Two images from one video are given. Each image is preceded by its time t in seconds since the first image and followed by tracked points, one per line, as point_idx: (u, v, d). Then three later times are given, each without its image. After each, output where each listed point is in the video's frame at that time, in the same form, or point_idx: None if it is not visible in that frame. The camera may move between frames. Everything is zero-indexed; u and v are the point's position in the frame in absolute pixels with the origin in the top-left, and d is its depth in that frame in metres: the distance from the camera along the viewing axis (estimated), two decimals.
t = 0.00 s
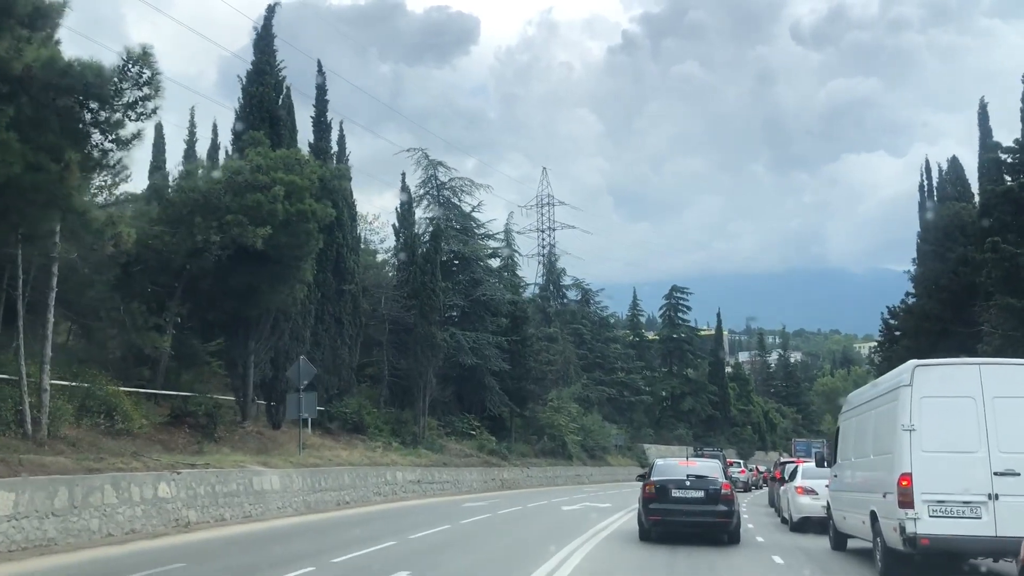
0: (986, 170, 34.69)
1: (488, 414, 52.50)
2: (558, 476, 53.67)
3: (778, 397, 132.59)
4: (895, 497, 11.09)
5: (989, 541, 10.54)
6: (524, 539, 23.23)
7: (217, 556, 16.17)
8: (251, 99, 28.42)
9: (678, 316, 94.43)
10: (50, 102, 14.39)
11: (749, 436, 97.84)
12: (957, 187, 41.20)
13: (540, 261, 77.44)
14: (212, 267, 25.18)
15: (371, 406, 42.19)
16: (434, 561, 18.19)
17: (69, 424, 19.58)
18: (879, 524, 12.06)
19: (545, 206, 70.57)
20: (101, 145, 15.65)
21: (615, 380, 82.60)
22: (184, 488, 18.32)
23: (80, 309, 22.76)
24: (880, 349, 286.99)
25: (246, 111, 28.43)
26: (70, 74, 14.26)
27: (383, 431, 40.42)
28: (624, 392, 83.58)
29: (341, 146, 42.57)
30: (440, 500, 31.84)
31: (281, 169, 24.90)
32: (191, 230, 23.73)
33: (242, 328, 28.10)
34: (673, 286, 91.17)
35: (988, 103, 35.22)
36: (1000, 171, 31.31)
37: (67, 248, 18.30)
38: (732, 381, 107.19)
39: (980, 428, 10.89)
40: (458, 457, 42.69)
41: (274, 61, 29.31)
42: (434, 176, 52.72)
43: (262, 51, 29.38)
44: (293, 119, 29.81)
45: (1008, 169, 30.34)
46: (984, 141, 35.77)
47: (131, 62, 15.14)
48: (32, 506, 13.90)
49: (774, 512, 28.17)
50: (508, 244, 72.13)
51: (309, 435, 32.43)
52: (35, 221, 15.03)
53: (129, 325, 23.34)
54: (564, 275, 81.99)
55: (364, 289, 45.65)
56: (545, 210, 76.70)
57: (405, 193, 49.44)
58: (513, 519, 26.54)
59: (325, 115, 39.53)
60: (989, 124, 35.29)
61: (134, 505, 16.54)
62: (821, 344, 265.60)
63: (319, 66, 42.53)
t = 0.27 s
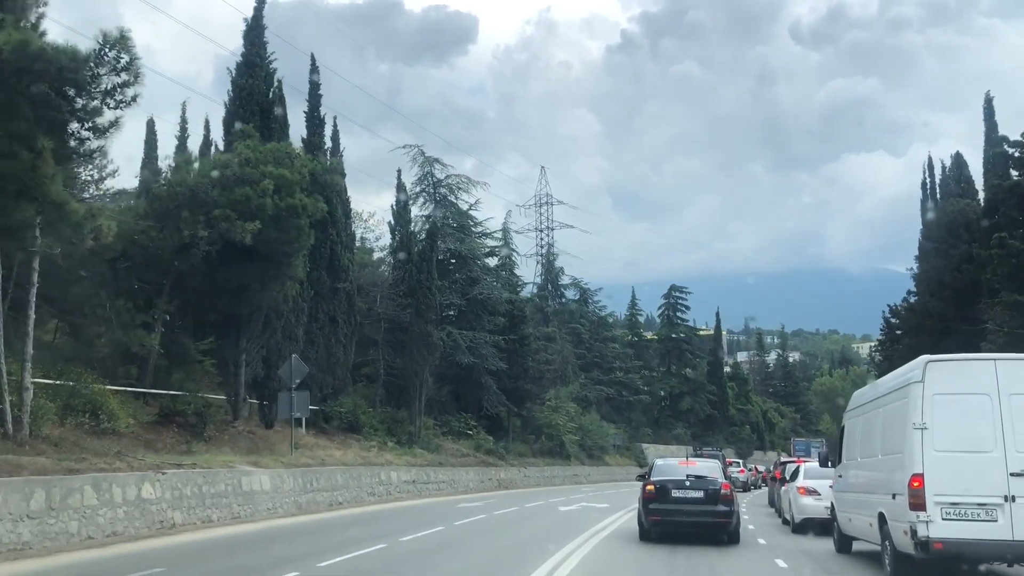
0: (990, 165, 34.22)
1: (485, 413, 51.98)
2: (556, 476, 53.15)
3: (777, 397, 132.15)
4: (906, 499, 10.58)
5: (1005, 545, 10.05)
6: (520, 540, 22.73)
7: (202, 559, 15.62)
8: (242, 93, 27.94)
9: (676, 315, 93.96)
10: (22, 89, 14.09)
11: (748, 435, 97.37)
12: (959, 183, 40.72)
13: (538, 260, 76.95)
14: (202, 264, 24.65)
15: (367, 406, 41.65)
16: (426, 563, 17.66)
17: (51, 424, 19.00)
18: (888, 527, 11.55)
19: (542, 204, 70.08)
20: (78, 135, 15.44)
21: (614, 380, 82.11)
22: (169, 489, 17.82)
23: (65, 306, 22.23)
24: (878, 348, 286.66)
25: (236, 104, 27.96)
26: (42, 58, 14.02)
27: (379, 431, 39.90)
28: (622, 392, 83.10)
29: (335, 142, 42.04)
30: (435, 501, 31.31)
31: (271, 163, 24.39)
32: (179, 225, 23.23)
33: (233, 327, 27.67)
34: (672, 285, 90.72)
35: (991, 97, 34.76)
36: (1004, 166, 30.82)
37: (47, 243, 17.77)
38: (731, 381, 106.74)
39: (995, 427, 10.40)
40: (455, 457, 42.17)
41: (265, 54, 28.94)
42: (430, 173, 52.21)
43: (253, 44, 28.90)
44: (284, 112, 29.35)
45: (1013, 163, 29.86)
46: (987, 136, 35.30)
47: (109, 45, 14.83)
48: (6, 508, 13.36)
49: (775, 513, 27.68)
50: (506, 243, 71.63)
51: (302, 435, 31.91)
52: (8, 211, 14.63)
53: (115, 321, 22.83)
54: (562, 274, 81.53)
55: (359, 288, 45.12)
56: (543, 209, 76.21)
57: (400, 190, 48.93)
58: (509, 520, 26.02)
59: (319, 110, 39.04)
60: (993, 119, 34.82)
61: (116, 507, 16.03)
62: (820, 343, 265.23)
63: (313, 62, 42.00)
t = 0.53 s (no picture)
0: (994, 161, 33.72)
1: (482, 413, 51.40)
2: (554, 477, 52.55)
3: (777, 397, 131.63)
4: (920, 502, 10.01)
5: None
6: (515, 542, 22.18)
7: (183, 563, 15.02)
8: (232, 85, 27.37)
9: (675, 315, 93.47)
10: None
11: (747, 436, 96.88)
12: (962, 180, 40.19)
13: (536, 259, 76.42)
14: (190, 260, 24.09)
15: (362, 406, 41.06)
16: (417, 567, 17.08)
17: (31, 424, 18.29)
18: (900, 531, 10.98)
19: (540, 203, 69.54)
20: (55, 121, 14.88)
21: (612, 380, 81.60)
22: (152, 491, 17.20)
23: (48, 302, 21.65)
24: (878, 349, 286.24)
25: (227, 97, 27.38)
26: (17, 41, 13.37)
27: (374, 431, 39.29)
28: (621, 392, 82.58)
29: (330, 138, 41.46)
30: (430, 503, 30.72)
31: (261, 156, 23.83)
32: (166, 219, 22.70)
33: (222, 326, 27.21)
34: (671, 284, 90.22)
35: (996, 92, 34.26)
36: (1010, 161, 30.31)
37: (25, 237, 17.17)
38: (731, 381, 106.23)
39: (1015, 426, 9.82)
40: (451, 457, 41.59)
41: (257, 47, 28.38)
42: (427, 170, 51.64)
43: (244, 36, 28.34)
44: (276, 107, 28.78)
45: (1019, 158, 29.33)
46: (991, 131, 34.79)
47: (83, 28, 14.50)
48: None
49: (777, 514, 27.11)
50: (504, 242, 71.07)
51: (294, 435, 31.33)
52: None
53: (99, 317, 22.16)
54: (560, 274, 81.00)
55: (354, 286, 44.52)
56: (541, 207, 75.65)
57: (396, 187, 48.34)
58: (505, 522, 25.46)
59: (313, 105, 38.48)
60: (997, 114, 34.32)
61: (95, 509, 15.44)
62: (819, 344, 264.82)
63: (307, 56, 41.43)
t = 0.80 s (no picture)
0: (998, 156, 33.21)
1: (479, 413, 50.81)
2: (552, 477, 51.99)
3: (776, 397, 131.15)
4: (934, 504, 9.47)
5: None
6: (510, 544, 21.62)
7: (165, 567, 14.45)
8: (222, 77, 26.80)
9: (674, 314, 92.97)
10: None
11: (746, 435, 96.43)
12: (965, 176, 39.65)
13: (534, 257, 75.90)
14: (177, 255, 23.55)
15: (356, 405, 40.49)
16: (408, 570, 16.52)
17: (9, 423, 17.65)
18: (913, 535, 10.44)
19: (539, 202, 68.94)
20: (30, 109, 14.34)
21: (610, 379, 81.09)
22: (134, 492, 16.63)
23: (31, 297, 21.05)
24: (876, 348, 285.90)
25: (216, 89, 26.80)
26: None
27: (368, 430, 38.72)
28: (619, 391, 82.07)
29: (324, 133, 40.90)
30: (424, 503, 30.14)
31: (251, 149, 23.30)
32: (151, 212, 22.16)
33: (212, 321, 26.46)
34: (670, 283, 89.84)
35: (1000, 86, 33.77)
36: (1014, 155, 29.82)
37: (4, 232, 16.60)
38: (729, 380, 105.77)
39: None
40: (447, 457, 41.03)
41: (247, 38, 27.82)
42: (423, 167, 51.05)
43: (234, 27, 27.78)
44: (267, 100, 28.22)
45: None
46: (995, 125, 34.30)
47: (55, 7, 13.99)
48: None
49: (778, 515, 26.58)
50: (501, 240, 70.52)
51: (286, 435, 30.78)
52: None
53: (84, 314, 21.43)
54: (559, 272, 80.44)
55: (348, 284, 43.91)
56: (539, 205, 75.10)
57: (391, 184, 47.73)
58: (500, 523, 24.95)
59: (306, 99, 37.93)
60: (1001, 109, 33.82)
61: (72, 511, 14.87)
62: (818, 343, 264.55)
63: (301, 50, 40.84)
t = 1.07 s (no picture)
0: (1002, 150, 32.67)
1: (476, 412, 50.25)
2: (549, 477, 51.39)
3: (775, 396, 130.58)
4: (952, 507, 8.91)
5: None
6: (504, 546, 21.03)
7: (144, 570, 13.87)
8: (210, 68, 26.19)
9: (672, 312, 92.49)
10: None
11: (745, 435, 95.95)
12: (968, 172, 39.08)
13: (532, 256, 75.38)
14: (163, 250, 23.02)
15: (350, 404, 39.91)
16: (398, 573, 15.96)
17: None
18: (927, 540, 9.87)
19: (536, 201, 68.34)
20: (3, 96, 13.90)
21: (608, 379, 80.59)
22: (114, 494, 16.03)
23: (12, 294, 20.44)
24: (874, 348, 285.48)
25: (205, 81, 26.19)
26: None
27: (363, 430, 38.11)
28: (617, 390, 81.54)
29: (317, 128, 40.32)
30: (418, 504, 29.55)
31: (239, 141, 22.75)
32: (136, 206, 21.66)
33: (200, 319, 25.83)
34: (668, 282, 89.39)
35: (1003, 79, 33.25)
36: (1019, 149, 29.29)
37: None
38: (728, 379, 105.33)
39: None
40: (443, 457, 40.44)
41: (237, 29, 27.19)
42: (419, 163, 50.47)
43: (223, 18, 27.18)
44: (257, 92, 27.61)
45: None
46: (999, 119, 33.78)
47: None
48: None
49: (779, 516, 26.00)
50: (499, 238, 69.97)
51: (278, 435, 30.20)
52: None
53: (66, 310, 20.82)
54: (556, 271, 79.86)
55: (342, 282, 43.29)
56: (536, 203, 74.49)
57: (387, 180, 47.12)
58: (495, 524, 24.43)
59: (298, 94, 37.34)
60: (1005, 103, 33.30)
61: (47, 515, 14.29)
62: (816, 343, 264.23)
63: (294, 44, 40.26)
